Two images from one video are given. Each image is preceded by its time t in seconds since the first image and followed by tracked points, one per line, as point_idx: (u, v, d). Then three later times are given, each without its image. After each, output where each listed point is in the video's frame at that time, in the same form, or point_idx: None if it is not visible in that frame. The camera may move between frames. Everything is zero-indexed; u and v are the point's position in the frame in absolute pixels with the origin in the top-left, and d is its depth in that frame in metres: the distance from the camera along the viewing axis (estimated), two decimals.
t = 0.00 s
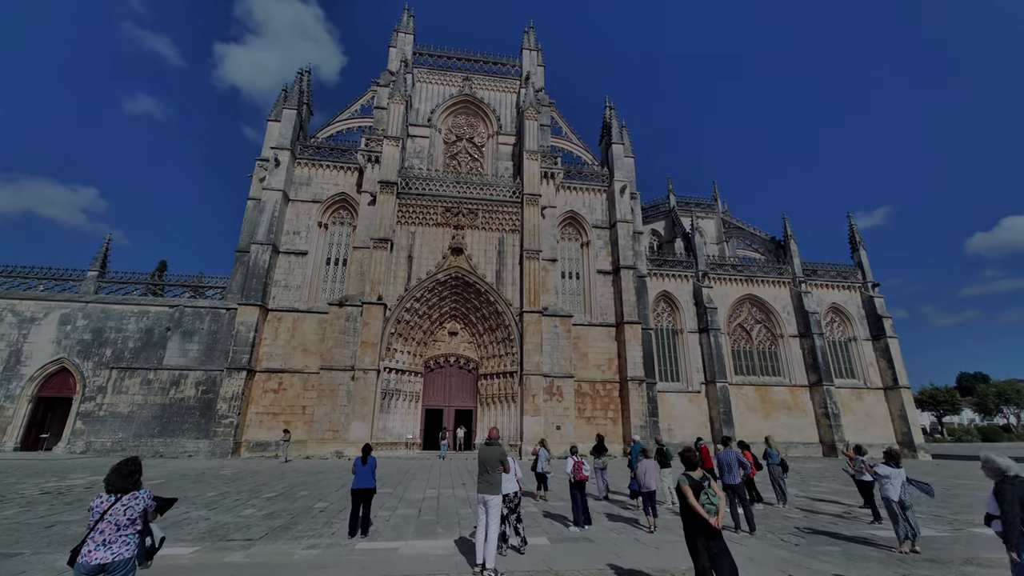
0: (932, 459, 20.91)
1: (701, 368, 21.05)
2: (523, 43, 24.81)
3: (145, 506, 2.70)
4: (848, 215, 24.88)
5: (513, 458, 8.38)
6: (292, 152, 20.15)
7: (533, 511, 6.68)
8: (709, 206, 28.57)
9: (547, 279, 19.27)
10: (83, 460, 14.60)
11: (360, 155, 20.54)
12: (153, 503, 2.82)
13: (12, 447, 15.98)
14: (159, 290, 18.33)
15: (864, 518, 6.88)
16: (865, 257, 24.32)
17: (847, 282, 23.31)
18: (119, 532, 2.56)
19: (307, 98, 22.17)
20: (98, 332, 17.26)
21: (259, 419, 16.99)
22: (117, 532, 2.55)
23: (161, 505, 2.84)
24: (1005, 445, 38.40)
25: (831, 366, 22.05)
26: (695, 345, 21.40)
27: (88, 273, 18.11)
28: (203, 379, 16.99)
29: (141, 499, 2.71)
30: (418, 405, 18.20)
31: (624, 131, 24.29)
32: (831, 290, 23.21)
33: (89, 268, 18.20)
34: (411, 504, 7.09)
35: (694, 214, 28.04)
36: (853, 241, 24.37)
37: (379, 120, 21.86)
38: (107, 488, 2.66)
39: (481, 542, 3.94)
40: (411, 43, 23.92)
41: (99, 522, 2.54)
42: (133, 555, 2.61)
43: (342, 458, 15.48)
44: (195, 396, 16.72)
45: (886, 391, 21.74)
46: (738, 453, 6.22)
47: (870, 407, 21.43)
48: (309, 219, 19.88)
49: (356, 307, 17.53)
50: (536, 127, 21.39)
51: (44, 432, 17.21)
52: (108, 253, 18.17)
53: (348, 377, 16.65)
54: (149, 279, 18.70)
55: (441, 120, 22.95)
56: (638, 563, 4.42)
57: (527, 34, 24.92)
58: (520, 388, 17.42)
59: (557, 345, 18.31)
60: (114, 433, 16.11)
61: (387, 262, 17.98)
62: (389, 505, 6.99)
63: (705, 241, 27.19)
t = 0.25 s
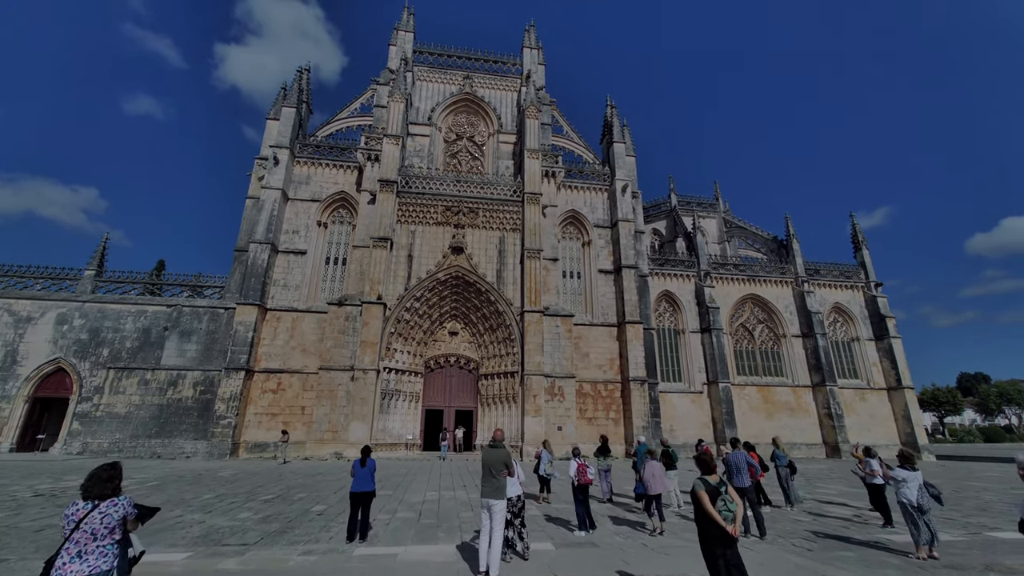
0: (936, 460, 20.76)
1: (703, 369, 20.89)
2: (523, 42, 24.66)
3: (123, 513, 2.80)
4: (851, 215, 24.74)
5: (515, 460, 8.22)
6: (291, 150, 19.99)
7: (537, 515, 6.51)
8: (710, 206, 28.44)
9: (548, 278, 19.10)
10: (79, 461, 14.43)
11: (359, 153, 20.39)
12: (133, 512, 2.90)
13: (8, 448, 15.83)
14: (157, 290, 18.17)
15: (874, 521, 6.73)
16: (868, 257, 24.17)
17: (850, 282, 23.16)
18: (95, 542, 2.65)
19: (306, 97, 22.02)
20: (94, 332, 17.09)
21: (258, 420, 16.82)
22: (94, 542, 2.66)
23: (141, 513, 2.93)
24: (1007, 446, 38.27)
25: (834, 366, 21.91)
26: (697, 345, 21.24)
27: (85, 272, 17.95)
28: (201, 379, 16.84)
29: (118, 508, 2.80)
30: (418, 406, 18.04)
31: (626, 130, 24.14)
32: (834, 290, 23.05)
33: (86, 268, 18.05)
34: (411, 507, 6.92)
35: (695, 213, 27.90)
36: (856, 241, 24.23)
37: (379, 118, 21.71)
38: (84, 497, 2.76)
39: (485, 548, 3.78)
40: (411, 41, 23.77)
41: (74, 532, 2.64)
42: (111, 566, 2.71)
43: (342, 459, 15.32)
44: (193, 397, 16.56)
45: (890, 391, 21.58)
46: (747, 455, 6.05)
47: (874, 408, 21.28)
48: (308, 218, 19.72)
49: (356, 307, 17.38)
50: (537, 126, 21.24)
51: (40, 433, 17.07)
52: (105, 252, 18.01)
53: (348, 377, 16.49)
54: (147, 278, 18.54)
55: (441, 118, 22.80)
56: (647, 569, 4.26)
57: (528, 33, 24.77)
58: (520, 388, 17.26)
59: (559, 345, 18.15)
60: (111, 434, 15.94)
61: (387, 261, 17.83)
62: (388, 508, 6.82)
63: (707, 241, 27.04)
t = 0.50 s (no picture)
0: (939, 460, 20.62)
1: (705, 368, 20.75)
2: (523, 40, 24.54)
3: (102, 517, 2.72)
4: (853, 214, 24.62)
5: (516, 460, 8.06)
6: (289, 148, 19.83)
7: (539, 517, 6.37)
8: (711, 205, 28.34)
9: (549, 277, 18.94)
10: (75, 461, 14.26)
11: (359, 151, 20.25)
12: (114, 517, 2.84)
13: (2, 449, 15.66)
14: (154, 288, 18.01)
15: (884, 522, 6.58)
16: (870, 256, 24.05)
17: (851, 281, 23.03)
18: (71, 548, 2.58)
19: (305, 94, 21.86)
20: (91, 331, 16.93)
21: (256, 420, 16.67)
22: (70, 547, 2.58)
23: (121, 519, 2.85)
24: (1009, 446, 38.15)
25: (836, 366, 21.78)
26: (698, 344, 21.11)
27: (82, 271, 17.79)
28: (199, 379, 16.69)
29: (100, 511, 2.73)
30: (418, 406, 17.89)
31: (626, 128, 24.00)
32: (836, 289, 22.93)
33: (83, 266, 17.89)
34: (409, 508, 6.78)
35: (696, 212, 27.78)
36: (858, 240, 24.11)
37: (379, 116, 21.57)
38: (60, 501, 2.70)
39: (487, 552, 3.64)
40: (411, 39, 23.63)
41: (49, 538, 2.57)
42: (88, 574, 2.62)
43: (340, 459, 15.17)
44: (190, 397, 16.41)
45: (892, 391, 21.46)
46: (755, 456, 5.90)
47: (876, 408, 21.16)
48: (307, 217, 19.57)
49: (355, 306, 17.23)
50: (537, 124, 21.12)
51: (35, 433, 16.91)
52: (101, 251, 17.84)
53: (347, 376, 16.34)
54: (144, 277, 18.39)
55: (441, 116, 22.66)
56: (654, 572, 4.12)
57: (528, 31, 24.65)
58: (521, 388, 17.13)
59: (559, 345, 18.01)
60: (107, 434, 15.78)
61: (386, 260, 17.68)
62: (386, 509, 6.67)
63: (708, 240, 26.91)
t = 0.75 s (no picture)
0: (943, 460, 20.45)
1: (706, 368, 20.60)
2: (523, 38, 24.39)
3: (84, 522, 2.63)
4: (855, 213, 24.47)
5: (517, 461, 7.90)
6: (288, 146, 19.68)
7: (541, 519, 6.20)
8: (712, 204, 28.20)
9: (549, 276, 18.78)
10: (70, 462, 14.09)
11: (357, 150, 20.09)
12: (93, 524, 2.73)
13: None
14: (151, 288, 17.86)
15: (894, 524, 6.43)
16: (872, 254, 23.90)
17: (854, 280, 22.88)
18: (49, 557, 2.44)
19: (304, 92, 21.71)
20: (87, 331, 16.77)
21: (254, 420, 16.51)
22: (49, 555, 2.45)
23: (100, 526, 2.75)
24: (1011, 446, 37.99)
25: (838, 366, 21.63)
26: (700, 344, 20.96)
27: (78, 270, 17.63)
28: (196, 379, 16.53)
29: (80, 516, 2.63)
30: (417, 406, 17.73)
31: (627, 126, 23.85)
32: (838, 288, 22.78)
33: (79, 266, 17.73)
34: (408, 511, 6.60)
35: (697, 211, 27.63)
36: (860, 239, 23.96)
37: (378, 114, 21.41)
38: (36, 505, 2.55)
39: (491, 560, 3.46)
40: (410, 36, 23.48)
41: (24, 545, 2.41)
42: None
43: (339, 460, 15.00)
44: (188, 397, 16.24)
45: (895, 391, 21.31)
46: (764, 456, 5.72)
47: (879, 407, 21.01)
48: (305, 215, 19.42)
49: (354, 305, 17.06)
50: (537, 122, 20.97)
51: (31, 434, 16.74)
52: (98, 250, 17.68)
53: (345, 376, 16.17)
54: (141, 276, 18.23)
55: (440, 114, 22.51)
56: None
57: (528, 28, 24.50)
58: (521, 387, 16.97)
59: (560, 344, 17.85)
60: (103, 435, 15.62)
61: (385, 259, 17.53)
62: (384, 512, 6.50)
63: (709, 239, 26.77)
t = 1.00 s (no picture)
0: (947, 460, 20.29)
1: (709, 368, 20.46)
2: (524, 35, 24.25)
3: (72, 526, 2.52)
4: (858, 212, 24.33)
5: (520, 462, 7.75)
6: (287, 144, 19.54)
7: (545, 522, 6.06)
8: (714, 203, 28.08)
9: (551, 275, 18.63)
10: (68, 462, 13.95)
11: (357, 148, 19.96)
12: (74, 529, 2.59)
13: None
14: (150, 287, 17.71)
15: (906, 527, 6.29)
16: (875, 253, 23.77)
17: (857, 279, 22.73)
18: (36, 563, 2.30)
19: (304, 91, 21.58)
20: (85, 330, 16.63)
21: (253, 420, 16.37)
22: (36, 560, 2.31)
23: (83, 532, 2.62)
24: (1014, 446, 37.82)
25: (842, 365, 21.48)
26: (702, 343, 20.82)
27: (76, 269, 17.49)
28: (194, 379, 16.38)
29: (68, 521, 2.51)
30: (418, 406, 17.59)
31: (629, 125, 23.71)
32: (841, 287, 22.64)
33: (77, 264, 17.59)
34: (409, 513, 6.45)
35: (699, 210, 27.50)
36: (863, 238, 23.82)
37: (378, 112, 21.27)
38: (21, 507, 2.38)
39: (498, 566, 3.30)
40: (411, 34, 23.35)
41: (9, 550, 2.24)
42: None
43: (339, 461, 14.86)
44: (186, 397, 16.10)
45: (899, 391, 21.17)
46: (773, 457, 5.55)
47: (882, 407, 20.86)
48: (305, 214, 19.28)
49: (354, 304, 16.91)
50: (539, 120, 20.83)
51: (28, 434, 16.60)
52: (96, 249, 17.54)
53: (345, 376, 16.03)
54: (140, 275, 18.09)
55: (441, 113, 22.38)
56: None
57: (529, 26, 24.38)
58: (522, 387, 16.83)
59: (562, 343, 17.69)
60: (101, 435, 15.48)
61: (385, 258, 17.39)
62: (385, 514, 6.35)
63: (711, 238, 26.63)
